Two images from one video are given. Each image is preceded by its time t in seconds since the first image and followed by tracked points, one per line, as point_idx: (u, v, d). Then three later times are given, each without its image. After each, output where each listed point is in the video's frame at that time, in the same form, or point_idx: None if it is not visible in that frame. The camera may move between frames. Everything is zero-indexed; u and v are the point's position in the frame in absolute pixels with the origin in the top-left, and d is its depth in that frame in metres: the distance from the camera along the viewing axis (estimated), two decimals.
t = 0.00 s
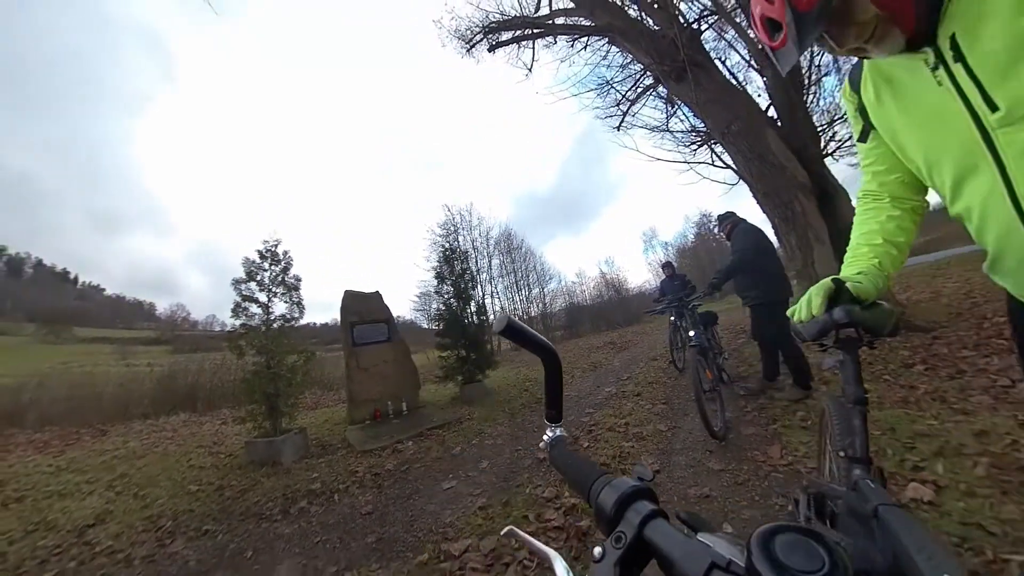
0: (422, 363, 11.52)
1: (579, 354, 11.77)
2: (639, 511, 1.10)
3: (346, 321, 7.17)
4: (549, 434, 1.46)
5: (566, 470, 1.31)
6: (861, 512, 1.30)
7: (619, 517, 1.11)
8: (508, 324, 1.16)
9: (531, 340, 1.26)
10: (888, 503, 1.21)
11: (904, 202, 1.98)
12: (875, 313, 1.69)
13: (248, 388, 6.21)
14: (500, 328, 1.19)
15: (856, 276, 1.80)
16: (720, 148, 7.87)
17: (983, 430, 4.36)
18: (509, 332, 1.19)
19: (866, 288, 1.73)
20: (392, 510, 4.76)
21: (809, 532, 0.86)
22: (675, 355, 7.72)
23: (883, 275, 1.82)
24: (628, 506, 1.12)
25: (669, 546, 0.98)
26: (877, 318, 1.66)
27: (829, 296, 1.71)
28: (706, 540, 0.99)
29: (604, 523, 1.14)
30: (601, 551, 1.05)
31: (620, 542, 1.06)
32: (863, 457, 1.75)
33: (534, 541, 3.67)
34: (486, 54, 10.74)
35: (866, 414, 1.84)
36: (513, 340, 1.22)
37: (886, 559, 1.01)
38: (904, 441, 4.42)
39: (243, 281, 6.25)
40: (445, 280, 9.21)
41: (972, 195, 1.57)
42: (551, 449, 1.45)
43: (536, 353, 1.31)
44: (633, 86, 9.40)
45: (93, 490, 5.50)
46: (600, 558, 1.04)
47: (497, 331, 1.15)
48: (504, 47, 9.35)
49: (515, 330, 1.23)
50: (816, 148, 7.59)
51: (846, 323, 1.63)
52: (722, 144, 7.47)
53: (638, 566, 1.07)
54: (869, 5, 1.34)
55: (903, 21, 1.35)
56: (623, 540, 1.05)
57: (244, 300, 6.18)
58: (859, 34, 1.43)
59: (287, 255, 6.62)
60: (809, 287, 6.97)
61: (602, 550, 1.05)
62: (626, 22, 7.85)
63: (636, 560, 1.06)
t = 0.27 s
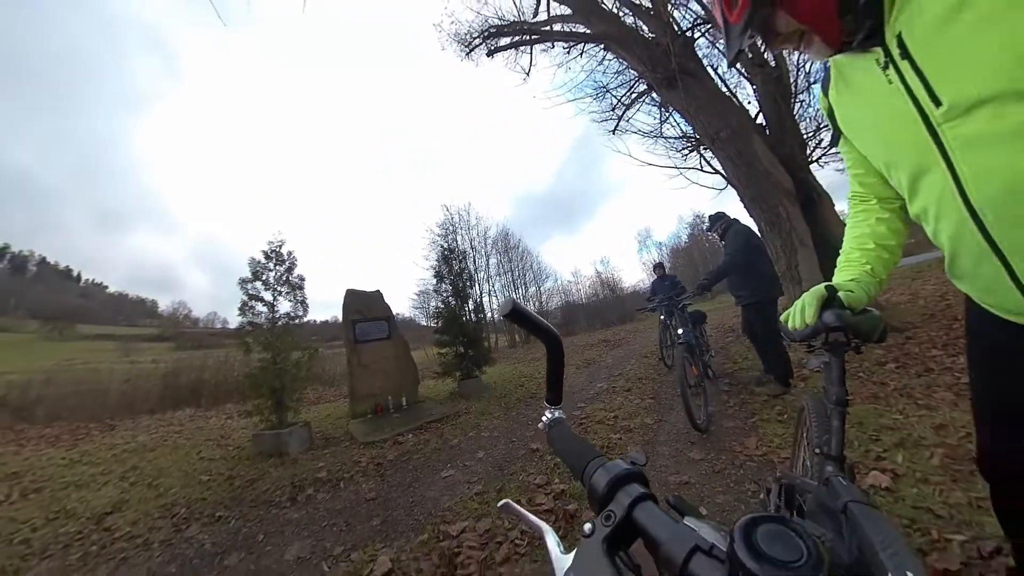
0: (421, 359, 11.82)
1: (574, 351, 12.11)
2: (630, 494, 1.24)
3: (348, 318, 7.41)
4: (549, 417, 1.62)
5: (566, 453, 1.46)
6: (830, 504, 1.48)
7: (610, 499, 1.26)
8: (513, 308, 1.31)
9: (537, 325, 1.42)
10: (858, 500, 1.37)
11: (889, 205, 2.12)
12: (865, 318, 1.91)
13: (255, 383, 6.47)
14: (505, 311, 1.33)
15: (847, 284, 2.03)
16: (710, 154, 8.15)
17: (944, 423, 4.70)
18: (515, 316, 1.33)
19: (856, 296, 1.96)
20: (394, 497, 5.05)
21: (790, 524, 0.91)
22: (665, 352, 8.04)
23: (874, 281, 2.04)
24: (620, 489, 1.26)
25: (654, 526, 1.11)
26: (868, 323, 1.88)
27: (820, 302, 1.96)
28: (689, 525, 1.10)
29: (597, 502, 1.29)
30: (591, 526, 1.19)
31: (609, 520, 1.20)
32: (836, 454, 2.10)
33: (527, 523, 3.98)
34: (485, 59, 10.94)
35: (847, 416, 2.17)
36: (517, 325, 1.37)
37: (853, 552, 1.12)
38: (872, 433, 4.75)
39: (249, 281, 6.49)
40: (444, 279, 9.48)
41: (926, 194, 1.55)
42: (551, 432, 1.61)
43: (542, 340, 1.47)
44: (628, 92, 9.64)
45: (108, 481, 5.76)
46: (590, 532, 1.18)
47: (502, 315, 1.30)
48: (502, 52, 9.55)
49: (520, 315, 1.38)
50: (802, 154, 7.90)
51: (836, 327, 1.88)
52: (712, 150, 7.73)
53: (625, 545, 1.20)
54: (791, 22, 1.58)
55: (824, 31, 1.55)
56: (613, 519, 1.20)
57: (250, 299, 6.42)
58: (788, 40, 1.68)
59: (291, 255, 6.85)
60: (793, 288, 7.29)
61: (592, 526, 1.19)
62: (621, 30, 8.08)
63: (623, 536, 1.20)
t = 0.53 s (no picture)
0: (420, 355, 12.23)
1: (567, 348, 12.53)
2: (584, 463, 1.43)
3: (351, 316, 7.76)
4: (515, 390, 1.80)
5: (530, 425, 1.63)
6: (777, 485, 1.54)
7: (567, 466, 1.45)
8: (489, 285, 1.46)
9: (507, 301, 1.56)
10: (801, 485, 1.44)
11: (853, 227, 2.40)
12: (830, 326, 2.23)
13: (263, 378, 6.85)
14: (483, 286, 1.49)
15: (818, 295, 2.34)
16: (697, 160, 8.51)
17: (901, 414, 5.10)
18: (490, 293, 1.50)
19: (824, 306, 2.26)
20: (395, 481, 5.44)
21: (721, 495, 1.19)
22: (652, 349, 8.45)
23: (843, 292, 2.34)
24: (577, 459, 1.46)
25: (603, 492, 1.33)
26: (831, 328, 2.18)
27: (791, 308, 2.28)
28: (637, 491, 1.34)
29: (555, 469, 1.48)
30: (549, 490, 1.40)
31: (565, 484, 1.41)
32: (790, 445, 2.19)
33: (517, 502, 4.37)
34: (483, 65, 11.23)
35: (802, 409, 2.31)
36: (492, 301, 1.53)
37: (789, 527, 1.30)
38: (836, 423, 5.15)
39: (258, 281, 6.85)
40: (442, 279, 9.88)
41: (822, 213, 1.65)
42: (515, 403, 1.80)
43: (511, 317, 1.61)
44: (620, 98, 9.98)
45: (127, 470, 6.15)
46: (548, 495, 1.39)
47: (477, 290, 1.45)
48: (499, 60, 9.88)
49: (494, 292, 1.52)
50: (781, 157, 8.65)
51: (806, 330, 2.19)
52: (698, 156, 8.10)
53: (577, 506, 1.43)
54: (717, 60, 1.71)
55: (747, 72, 1.70)
56: (568, 484, 1.41)
57: (259, 298, 6.77)
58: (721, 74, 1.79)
59: (297, 257, 7.19)
60: (774, 288, 7.67)
61: (550, 490, 1.39)
62: (613, 41, 8.42)
63: (575, 497, 1.41)
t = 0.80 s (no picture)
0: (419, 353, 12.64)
1: (561, 346, 12.93)
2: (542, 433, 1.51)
3: (353, 315, 8.11)
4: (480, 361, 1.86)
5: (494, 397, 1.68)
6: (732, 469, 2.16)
7: (525, 435, 1.52)
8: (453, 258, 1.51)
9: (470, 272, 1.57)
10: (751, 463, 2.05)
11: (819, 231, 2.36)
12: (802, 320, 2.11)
13: (270, 374, 7.21)
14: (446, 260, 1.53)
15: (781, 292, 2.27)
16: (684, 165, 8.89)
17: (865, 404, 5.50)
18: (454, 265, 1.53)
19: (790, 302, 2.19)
20: (395, 468, 5.82)
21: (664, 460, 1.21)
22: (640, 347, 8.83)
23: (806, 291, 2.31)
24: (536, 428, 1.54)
25: (557, 457, 1.41)
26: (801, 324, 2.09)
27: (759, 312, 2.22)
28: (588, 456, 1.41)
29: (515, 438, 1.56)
30: (508, 459, 1.47)
31: (523, 452, 1.49)
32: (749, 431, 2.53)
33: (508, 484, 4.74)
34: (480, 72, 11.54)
35: (762, 403, 2.60)
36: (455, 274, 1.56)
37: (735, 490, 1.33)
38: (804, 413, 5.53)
39: (264, 282, 7.20)
40: (440, 280, 10.29)
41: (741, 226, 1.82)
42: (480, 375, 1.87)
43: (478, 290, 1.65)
44: (612, 106, 10.34)
45: (142, 461, 6.51)
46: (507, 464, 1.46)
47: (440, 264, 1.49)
48: (495, 69, 10.23)
49: (457, 264, 1.55)
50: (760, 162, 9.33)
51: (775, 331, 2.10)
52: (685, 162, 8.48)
53: (534, 472, 1.52)
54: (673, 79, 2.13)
55: (695, 93, 2.07)
56: (525, 452, 1.49)
57: (266, 298, 7.13)
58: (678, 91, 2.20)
59: (301, 259, 7.55)
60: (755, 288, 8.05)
61: (509, 459, 1.47)
62: (603, 51, 8.80)
63: (532, 462, 1.50)
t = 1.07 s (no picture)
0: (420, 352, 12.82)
1: (558, 345, 13.15)
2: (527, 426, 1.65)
3: (354, 315, 8.26)
4: (466, 359, 1.99)
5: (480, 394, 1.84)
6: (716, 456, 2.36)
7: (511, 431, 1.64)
8: (441, 255, 1.69)
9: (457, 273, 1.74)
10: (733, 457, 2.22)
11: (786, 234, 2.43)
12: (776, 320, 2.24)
13: (272, 372, 7.35)
14: (435, 258, 1.69)
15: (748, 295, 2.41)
16: (678, 169, 9.11)
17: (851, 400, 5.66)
18: (441, 263, 1.70)
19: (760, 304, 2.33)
20: (396, 464, 5.97)
21: (639, 452, 1.34)
22: (634, 345, 9.06)
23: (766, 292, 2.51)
24: (521, 423, 1.67)
25: (540, 450, 1.55)
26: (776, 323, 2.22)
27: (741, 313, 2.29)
28: (570, 450, 1.54)
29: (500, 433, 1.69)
30: (494, 453, 1.62)
31: (508, 446, 1.63)
32: (734, 424, 2.72)
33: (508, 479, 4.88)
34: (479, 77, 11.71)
35: (749, 399, 2.78)
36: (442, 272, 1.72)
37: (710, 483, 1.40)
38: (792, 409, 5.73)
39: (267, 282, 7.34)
40: (440, 280, 10.48)
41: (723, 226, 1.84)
42: (465, 371, 2.00)
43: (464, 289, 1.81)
44: (608, 111, 10.55)
45: (148, 457, 6.65)
46: (493, 458, 1.61)
47: (429, 261, 1.66)
48: (494, 73, 10.42)
49: (448, 263, 1.74)
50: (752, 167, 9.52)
51: (756, 330, 2.18)
52: (678, 166, 8.70)
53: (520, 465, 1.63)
54: (665, 76, 2.23)
55: (686, 92, 2.16)
56: (512, 446, 1.61)
57: (269, 298, 7.27)
58: (669, 89, 2.29)
59: (303, 259, 7.69)
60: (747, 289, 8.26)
61: (495, 453, 1.62)
62: (599, 58, 9.01)
63: (518, 457, 1.64)
